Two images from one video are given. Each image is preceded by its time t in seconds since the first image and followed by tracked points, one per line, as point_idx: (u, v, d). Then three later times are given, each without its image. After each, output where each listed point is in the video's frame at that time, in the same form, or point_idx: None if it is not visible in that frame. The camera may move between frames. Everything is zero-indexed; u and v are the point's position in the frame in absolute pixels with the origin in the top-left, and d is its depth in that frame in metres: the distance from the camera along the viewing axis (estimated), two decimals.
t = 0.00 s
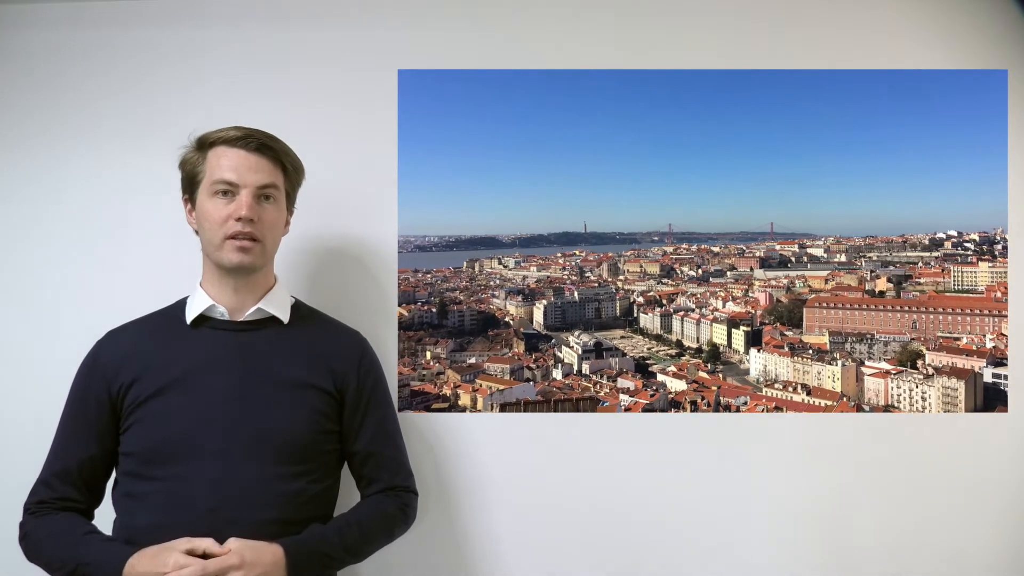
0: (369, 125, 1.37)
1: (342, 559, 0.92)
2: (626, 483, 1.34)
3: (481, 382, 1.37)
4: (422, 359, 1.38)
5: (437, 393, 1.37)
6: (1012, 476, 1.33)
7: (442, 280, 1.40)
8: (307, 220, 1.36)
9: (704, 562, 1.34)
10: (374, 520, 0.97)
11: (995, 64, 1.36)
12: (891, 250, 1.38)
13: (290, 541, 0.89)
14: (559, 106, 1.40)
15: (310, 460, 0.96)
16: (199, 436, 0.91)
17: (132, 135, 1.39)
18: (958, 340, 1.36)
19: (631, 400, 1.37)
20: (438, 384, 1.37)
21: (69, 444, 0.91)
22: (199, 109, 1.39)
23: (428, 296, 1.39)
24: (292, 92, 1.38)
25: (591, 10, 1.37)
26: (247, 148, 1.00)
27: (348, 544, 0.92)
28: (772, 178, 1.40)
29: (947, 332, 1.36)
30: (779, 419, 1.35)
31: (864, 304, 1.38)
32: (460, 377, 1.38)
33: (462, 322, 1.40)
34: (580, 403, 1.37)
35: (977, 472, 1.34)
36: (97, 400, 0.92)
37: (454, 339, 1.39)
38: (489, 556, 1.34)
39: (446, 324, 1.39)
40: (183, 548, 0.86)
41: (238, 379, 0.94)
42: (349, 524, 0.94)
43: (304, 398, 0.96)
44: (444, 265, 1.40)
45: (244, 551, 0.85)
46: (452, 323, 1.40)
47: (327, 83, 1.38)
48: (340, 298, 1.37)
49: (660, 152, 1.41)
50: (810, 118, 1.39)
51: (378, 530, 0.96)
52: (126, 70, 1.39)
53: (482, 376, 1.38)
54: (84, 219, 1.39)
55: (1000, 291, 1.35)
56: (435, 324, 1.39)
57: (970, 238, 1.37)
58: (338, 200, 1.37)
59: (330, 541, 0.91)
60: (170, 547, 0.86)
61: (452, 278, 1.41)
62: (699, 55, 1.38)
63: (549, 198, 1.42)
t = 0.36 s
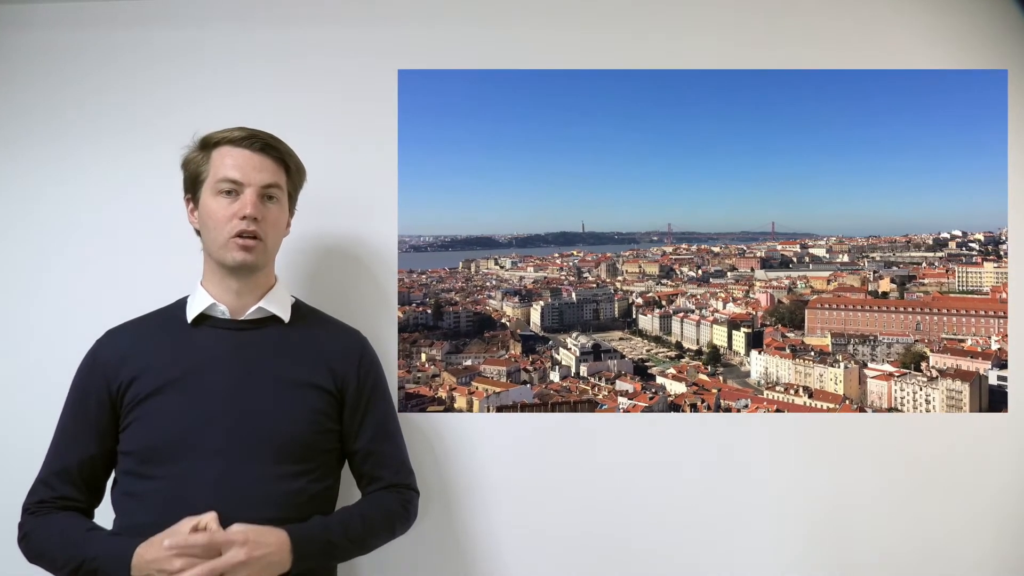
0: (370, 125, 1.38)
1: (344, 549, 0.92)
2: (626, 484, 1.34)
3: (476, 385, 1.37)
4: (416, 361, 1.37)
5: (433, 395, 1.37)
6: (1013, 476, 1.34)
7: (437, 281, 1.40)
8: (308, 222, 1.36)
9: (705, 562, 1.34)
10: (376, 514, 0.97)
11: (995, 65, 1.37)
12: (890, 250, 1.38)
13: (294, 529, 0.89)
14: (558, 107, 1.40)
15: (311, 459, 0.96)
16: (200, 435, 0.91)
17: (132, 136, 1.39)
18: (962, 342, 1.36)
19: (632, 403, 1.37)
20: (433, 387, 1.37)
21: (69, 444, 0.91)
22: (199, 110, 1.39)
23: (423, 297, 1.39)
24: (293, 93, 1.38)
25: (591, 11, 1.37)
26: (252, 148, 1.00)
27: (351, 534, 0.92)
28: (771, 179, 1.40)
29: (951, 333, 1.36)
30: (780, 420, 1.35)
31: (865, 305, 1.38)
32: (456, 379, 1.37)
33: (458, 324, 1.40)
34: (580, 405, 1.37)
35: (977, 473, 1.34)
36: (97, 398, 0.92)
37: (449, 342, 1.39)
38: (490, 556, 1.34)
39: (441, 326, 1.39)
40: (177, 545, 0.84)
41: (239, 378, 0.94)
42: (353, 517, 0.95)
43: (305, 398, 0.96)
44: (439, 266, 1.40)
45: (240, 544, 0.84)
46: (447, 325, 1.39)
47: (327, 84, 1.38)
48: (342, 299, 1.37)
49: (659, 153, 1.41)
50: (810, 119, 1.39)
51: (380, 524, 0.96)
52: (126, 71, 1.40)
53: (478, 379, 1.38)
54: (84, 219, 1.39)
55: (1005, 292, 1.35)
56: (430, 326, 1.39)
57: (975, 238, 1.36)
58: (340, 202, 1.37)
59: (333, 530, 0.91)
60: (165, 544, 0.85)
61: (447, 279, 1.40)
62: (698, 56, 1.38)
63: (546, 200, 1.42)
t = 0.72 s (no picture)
0: (370, 125, 1.38)
1: (344, 556, 0.92)
2: (627, 484, 1.35)
3: (474, 387, 1.37)
4: (413, 363, 1.38)
5: (429, 397, 1.37)
6: (1013, 476, 1.34)
7: (433, 282, 1.39)
8: (308, 222, 1.36)
9: (705, 562, 1.34)
10: (375, 518, 0.97)
11: (995, 65, 1.37)
12: (889, 251, 1.39)
13: (295, 537, 0.89)
14: (558, 107, 1.40)
15: (311, 459, 0.96)
16: (201, 435, 0.91)
17: (133, 136, 1.39)
18: (965, 343, 1.36)
19: (631, 403, 1.37)
20: (429, 388, 1.37)
21: (70, 444, 0.91)
22: (200, 111, 1.39)
23: (419, 298, 1.39)
24: (293, 93, 1.38)
25: (590, 11, 1.37)
26: (254, 149, 1.00)
27: (350, 541, 0.93)
28: (771, 179, 1.40)
29: (955, 335, 1.36)
30: (781, 421, 1.36)
31: (867, 305, 1.39)
32: (453, 382, 1.37)
33: (454, 325, 1.40)
34: (580, 407, 1.37)
35: (977, 472, 1.34)
36: (97, 398, 0.92)
37: (447, 343, 1.39)
38: (491, 557, 1.34)
39: (438, 327, 1.39)
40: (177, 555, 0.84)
41: (239, 378, 0.94)
42: (353, 522, 0.95)
43: (305, 398, 0.96)
44: (436, 266, 1.40)
45: (243, 556, 0.84)
46: (444, 326, 1.39)
47: (328, 85, 1.38)
48: (342, 300, 1.37)
49: (657, 153, 1.41)
50: (811, 119, 1.39)
51: (378, 528, 0.96)
52: (126, 72, 1.40)
53: (476, 381, 1.38)
54: (83, 219, 1.39)
55: (1009, 292, 1.35)
56: (427, 327, 1.39)
57: (979, 238, 1.36)
58: (341, 203, 1.37)
59: (332, 536, 0.91)
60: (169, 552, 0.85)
61: (443, 279, 1.40)
62: (698, 56, 1.38)
63: (544, 201, 1.42)
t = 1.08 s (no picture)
0: (370, 126, 1.38)
1: (342, 561, 0.93)
2: (627, 484, 1.35)
3: (473, 387, 1.37)
4: (412, 363, 1.38)
5: (428, 398, 1.37)
6: (1013, 476, 1.34)
7: (432, 282, 1.39)
8: (308, 223, 1.37)
9: (705, 561, 1.34)
10: (372, 522, 0.97)
11: (995, 65, 1.37)
12: (889, 251, 1.39)
13: (290, 543, 0.89)
14: (558, 108, 1.40)
15: (311, 459, 0.96)
16: (201, 435, 0.91)
17: (132, 136, 1.39)
18: (965, 343, 1.36)
19: (631, 403, 1.37)
20: (427, 390, 1.37)
21: (69, 443, 0.91)
22: (200, 110, 1.39)
23: (418, 298, 1.39)
24: (293, 93, 1.38)
25: (590, 11, 1.37)
26: (255, 149, 1.00)
27: (346, 546, 0.93)
28: (772, 178, 1.40)
29: (957, 335, 1.36)
30: (781, 420, 1.36)
31: (869, 305, 1.38)
32: (451, 382, 1.38)
33: (453, 326, 1.39)
34: (580, 407, 1.37)
35: (977, 472, 1.34)
36: (96, 397, 0.92)
37: (445, 343, 1.39)
38: (491, 556, 1.34)
39: (436, 328, 1.39)
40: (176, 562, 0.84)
41: (239, 378, 0.94)
42: (349, 525, 0.95)
43: (306, 398, 0.96)
44: (435, 266, 1.39)
45: (243, 564, 0.85)
46: (442, 326, 1.39)
47: (328, 85, 1.38)
48: (343, 301, 1.37)
49: (656, 153, 1.41)
50: (810, 119, 1.39)
51: (376, 531, 0.96)
52: (125, 72, 1.40)
53: (474, 381, 1.38)
54: (83, 219, 1.39)
55: (1011, 292, 1.35)
56: (425, 327, 1.39)
57: (981, 238, 1.37)
58: (341, 203, 1.37)
59: (328, 542, 0.92)
60: (168, 559, 0.85)
61: (442, 279, 1.40)
62: (698, 56, 1.38)
63: (543, 201, 1.42)
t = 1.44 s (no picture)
0: (370, 125, 1.37)
1: (341, 561, 0.94)
2: (627, 483, 1.35)
3: (472, 387, 1.37)
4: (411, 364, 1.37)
5: (428, 398, 1.36)
6: (1008, 473, 1.35)
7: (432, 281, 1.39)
8: (307, 222, 1.36)
9: (703, 559, 1.35)
10: (371, 522, 0.98)
11: (993, 66, 1.38)
12: (889, 251, 1.39)
13: (290, 546, 0.91)
14: (560, 104, 1.38)
15: (311, 460, 0.96)
16: (201, 436, 0.91)
17: (131, 135, 1.39)
18: (962, 344, 1.37)
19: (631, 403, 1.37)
20: (425, 389, 1.36)
21: (69, 444, 0.92)
22: (198, 109, 1.38)
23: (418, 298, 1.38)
24: (292, 92, 1.37)
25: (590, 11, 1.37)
26: (252, 150, 1.00)
27: (345, 546, 0.94)
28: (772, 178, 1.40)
29: (951, 336, 1.38)
30: (779, 420, 1.36)
31: (867, 305, 1.38)
32: (451, 382, 1.37)
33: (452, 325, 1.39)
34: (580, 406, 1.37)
35: (973, 470, 1.35)
36: (95, 398, 0.92)
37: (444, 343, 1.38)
38: (491, 555, 1.35)
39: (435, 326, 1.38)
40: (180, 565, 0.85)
41: (239, 379, 0.94)
42: (349, 526, 0.96)
43: (305, 399, 0.96)
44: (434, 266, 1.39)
45: (243, 568, 0.86)
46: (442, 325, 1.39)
47: (327, 84, 1.37)
48: (343, 300, 1.37)
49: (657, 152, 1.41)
50: (810, 119, 1.39)
51: (375, 531, 0.97)
52: (123, 71, 1.39)
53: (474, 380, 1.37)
54: (81, 219, 1.38)
55: (1008, 293, 1.36)
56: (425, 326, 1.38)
57: (976, 239, 1.38)
58: (341, 202, 1.36)
59: (328, 543, 0.93)
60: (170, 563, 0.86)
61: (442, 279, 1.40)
62: (698, 56, 1.38)
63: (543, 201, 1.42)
